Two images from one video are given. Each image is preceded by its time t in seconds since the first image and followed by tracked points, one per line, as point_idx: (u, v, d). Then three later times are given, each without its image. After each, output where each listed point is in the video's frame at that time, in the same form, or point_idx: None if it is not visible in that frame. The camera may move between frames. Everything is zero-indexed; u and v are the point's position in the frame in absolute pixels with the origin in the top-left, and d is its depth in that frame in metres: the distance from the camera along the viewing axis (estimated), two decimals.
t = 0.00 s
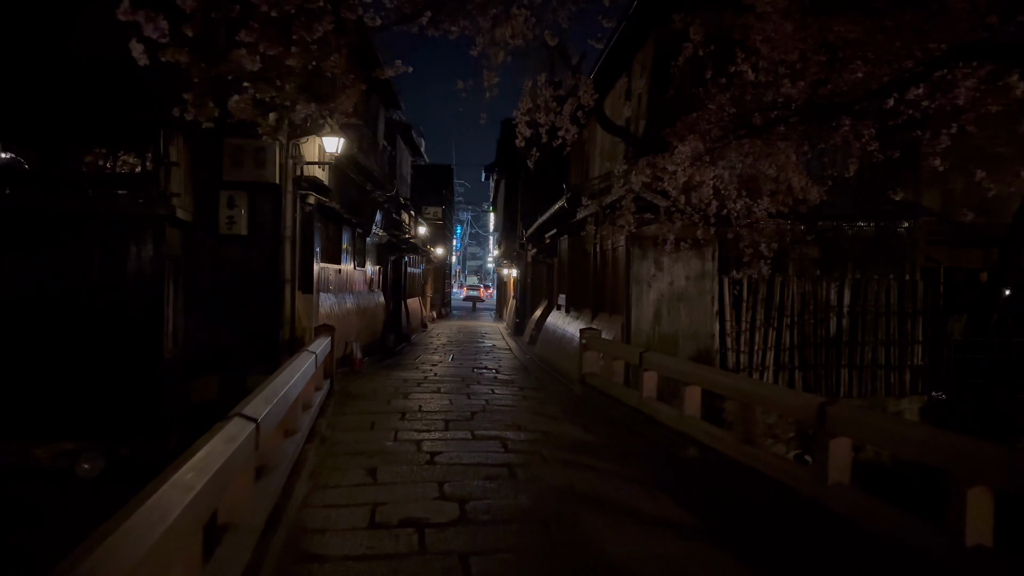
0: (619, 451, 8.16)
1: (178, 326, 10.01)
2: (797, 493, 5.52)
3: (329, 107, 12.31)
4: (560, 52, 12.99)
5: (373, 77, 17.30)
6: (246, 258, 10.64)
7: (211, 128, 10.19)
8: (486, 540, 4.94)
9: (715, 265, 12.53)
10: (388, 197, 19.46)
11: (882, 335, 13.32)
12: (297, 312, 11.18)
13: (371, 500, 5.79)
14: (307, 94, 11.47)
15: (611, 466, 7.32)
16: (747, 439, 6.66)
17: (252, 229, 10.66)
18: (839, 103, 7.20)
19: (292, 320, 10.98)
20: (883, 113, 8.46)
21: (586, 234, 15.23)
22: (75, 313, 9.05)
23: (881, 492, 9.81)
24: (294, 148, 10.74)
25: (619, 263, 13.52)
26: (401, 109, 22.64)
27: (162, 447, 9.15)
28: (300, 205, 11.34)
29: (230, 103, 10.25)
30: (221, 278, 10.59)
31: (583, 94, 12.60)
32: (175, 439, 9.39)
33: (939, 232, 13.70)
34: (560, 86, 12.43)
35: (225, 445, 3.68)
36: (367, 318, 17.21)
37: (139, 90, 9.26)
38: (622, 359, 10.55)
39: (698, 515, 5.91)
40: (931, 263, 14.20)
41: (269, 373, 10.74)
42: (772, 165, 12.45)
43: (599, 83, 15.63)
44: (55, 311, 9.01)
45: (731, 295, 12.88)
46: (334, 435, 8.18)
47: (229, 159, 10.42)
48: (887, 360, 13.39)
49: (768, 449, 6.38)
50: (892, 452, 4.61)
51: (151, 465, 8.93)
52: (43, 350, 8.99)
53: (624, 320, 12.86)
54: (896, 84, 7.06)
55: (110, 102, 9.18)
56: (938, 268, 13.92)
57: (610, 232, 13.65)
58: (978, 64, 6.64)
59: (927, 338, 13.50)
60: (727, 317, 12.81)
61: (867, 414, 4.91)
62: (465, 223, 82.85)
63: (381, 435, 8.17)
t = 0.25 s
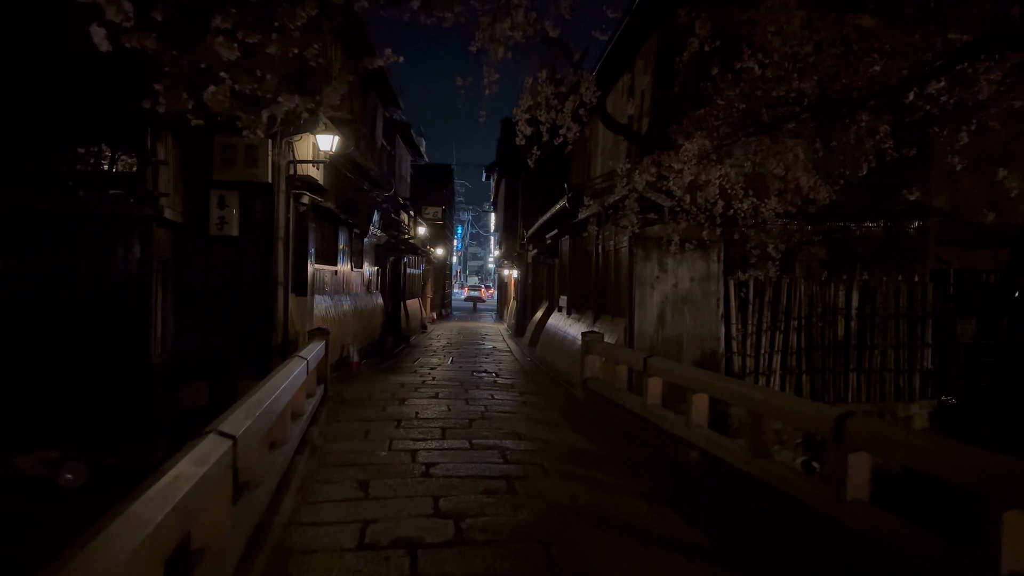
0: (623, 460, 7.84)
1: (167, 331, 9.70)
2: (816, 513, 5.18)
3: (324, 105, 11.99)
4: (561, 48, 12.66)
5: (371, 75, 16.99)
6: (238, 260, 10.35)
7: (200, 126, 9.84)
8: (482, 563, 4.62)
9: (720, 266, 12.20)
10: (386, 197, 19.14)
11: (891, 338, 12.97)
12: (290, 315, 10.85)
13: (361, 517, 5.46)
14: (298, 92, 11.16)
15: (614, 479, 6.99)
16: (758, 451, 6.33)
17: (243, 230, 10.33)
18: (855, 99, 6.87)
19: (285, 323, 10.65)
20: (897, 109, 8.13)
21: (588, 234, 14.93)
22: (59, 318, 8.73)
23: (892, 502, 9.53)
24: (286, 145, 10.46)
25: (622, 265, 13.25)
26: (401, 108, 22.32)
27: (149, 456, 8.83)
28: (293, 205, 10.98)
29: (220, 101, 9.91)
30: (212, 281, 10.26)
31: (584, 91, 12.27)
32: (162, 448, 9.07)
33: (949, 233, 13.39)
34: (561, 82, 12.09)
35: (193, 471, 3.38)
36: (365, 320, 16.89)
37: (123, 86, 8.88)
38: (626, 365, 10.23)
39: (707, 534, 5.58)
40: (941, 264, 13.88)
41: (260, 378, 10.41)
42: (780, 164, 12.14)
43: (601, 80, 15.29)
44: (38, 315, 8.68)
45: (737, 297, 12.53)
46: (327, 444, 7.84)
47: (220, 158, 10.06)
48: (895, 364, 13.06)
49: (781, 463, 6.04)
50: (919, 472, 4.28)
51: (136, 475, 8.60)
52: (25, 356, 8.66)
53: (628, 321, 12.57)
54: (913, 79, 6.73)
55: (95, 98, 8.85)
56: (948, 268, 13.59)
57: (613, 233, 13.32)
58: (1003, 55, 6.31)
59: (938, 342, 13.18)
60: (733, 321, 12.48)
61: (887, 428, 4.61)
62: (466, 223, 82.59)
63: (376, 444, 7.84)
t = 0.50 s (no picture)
0: (626, 466, 7.51)
1: (154, 331, 9.37)
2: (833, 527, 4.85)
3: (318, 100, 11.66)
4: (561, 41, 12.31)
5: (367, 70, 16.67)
6: (228, 258, 10.02)
7: (188, 119, 9.47)
8: None
9: (724, 265, 11.88)
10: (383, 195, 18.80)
11: (899, 339, 12.68)
12: (283, 315, 10.61)
13: (348, 531, 5.14)
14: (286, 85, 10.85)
15: (617, 487, 6.68)
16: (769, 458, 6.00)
17: (234, 228, 9.99)
18: (870, 87, 6.54)
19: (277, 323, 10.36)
20: (911, 100, 7.82)
21: (589, 232, 14.61)
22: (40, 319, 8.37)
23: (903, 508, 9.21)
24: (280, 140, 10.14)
25: (623, 263, 12.93)
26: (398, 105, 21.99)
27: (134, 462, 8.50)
28: (286, 201, 10.72)
29: (208, 93, 9.55)
30: (201, 281, 9.92)
31: (586, 85, 11.95)
32: (149, 453, 8.74)
33: (959, 231, 13.06)
34: (562, 76, 11.73)
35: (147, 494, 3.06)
36: (361, 320, 16.57)
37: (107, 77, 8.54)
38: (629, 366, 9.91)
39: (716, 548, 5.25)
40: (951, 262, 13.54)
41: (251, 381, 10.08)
42: (787, 160, 11.81)
43: (602, 75, 14.96)
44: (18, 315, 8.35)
45: (742, 296, 12.21)
46: (316, 450, 7.54)
47: (210, 152, 9.67)
48: (904, 364, 12.76)
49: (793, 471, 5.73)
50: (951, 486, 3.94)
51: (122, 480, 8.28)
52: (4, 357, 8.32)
53: (629, 321, 12.19)
54: (929, 67, 6.42)
55: (78, 90, 8.51)
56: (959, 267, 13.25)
57: (615, 232, 12.99)
58: None
59: (948, 343, 12.84)
60: (738, 321, 12.15)
61: (914, 439, 4.27)
62: (466, 223, 82.29)
63: (367, 449, 7.54)
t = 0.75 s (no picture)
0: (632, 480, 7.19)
1: (142, 337, 9.06)
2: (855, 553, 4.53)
3: (313, 98, 11.37)
4: (564, 38, 12.01)
5: (365, 69, 16.38)
6: (220, 261, 9.72)
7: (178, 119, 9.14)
8: None
9: (731, 267, 11.66)
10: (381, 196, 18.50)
11: (910, 343, 12.34)
12: (277, 319, 10.33)
13: (337, 556, 4.81)
14: (279, 81, 10.57)
15: (621, 504, 6.37)
16: (782, 475, 5.68)
17: (225, 230, 9.71)
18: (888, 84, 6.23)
19: (270, 328, 10.09)
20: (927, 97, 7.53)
21: (592, 234, 14.30)
22: (22, 327, 8.04)
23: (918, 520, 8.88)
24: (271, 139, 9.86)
25: (626, 266, 12.62)
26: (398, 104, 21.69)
27: (119, 473, 8.19)
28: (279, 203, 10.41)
29: (198, 92, 9.25)
30: (190, 286, 9.61)
31: (589, 83, 11.64)
32: (136, 464, 8.43)
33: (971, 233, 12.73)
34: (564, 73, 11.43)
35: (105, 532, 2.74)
36: (359, 324, 16.26)
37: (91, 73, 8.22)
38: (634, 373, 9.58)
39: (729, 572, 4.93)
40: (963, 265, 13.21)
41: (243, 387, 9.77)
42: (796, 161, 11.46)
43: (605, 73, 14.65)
44: None
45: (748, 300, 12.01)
46: (308, 463, 7.23)
47: (200, 152, 9.40)
48: (916, 371, 12.43)
49: (806, 486, 5.43)
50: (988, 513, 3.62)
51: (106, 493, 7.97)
52: None
53: (633, 326, 11.91)
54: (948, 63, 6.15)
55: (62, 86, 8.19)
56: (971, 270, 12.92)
57: (618, 234, 12.65)
58: None
59: (960, 349, 12.50)
60: (745, 325, 11.86)
61: (945, 459, 3.95)
62: (467, 224, 82.00)
63: (361, 462, 7.23)
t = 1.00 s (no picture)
0: (642, 490, 6.87)
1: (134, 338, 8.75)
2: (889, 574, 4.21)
3: (312, 93, 11.05)
4: (569, 31, 11.69)
5: (365, 65, 16.06)
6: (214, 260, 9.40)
7: (172, 113, 8.84)
8: None
9: (740, 267, 11.31)
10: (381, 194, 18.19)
11: (923, 345, 12.06)
12: (273, 320, 10.05)
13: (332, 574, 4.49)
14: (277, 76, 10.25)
15: (633, 515, 6.05)
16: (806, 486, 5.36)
17: (220, 228, 9.42)
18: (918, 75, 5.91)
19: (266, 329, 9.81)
20: (950, 89, 7.23)
21: (597, 233, 14.00)
22: (8, 328, 7.73)
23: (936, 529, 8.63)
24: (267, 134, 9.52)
25: (632, 265, 12.29)
26: (399, 101, 21.37)
27: (109, 479, 7.88)
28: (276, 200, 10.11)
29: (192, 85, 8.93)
30: (183, 285, 9.32)
31: (596, 77, 11.32)
32: (127, 470, 8.14)
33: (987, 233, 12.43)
34: (570, 67, 11.12)
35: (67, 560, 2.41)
36: (359, 324, 15.96)
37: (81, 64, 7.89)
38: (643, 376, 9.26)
39: None
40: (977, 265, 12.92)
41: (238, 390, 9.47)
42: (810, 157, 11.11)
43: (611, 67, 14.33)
44: None
45: (759, 301, 11.72)
46: (304, 470, 6.92)
47: (194, 148, 9.11)
48: (927, 373, 12.17)
49: (830, 497, 5.14)
50: None
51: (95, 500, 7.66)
52: None
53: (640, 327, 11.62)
54: (978, 51, 5.85)
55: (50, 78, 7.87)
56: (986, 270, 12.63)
57: (624, 232, 12.34)
58: None
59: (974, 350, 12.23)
60: (754, 326, 11.55)
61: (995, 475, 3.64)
62: (468, 223, 81.69)
63: (359, 470, 6.91)
